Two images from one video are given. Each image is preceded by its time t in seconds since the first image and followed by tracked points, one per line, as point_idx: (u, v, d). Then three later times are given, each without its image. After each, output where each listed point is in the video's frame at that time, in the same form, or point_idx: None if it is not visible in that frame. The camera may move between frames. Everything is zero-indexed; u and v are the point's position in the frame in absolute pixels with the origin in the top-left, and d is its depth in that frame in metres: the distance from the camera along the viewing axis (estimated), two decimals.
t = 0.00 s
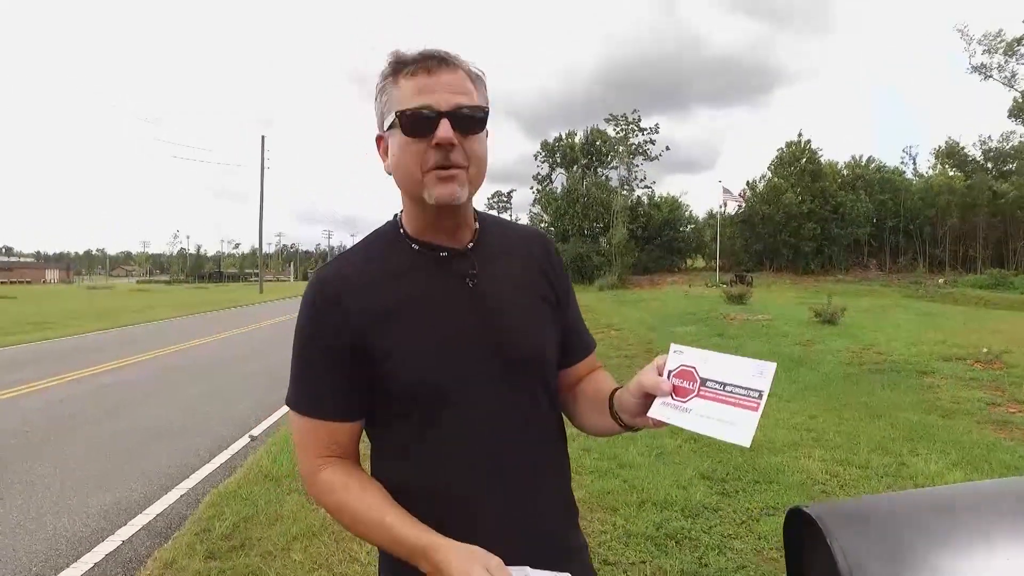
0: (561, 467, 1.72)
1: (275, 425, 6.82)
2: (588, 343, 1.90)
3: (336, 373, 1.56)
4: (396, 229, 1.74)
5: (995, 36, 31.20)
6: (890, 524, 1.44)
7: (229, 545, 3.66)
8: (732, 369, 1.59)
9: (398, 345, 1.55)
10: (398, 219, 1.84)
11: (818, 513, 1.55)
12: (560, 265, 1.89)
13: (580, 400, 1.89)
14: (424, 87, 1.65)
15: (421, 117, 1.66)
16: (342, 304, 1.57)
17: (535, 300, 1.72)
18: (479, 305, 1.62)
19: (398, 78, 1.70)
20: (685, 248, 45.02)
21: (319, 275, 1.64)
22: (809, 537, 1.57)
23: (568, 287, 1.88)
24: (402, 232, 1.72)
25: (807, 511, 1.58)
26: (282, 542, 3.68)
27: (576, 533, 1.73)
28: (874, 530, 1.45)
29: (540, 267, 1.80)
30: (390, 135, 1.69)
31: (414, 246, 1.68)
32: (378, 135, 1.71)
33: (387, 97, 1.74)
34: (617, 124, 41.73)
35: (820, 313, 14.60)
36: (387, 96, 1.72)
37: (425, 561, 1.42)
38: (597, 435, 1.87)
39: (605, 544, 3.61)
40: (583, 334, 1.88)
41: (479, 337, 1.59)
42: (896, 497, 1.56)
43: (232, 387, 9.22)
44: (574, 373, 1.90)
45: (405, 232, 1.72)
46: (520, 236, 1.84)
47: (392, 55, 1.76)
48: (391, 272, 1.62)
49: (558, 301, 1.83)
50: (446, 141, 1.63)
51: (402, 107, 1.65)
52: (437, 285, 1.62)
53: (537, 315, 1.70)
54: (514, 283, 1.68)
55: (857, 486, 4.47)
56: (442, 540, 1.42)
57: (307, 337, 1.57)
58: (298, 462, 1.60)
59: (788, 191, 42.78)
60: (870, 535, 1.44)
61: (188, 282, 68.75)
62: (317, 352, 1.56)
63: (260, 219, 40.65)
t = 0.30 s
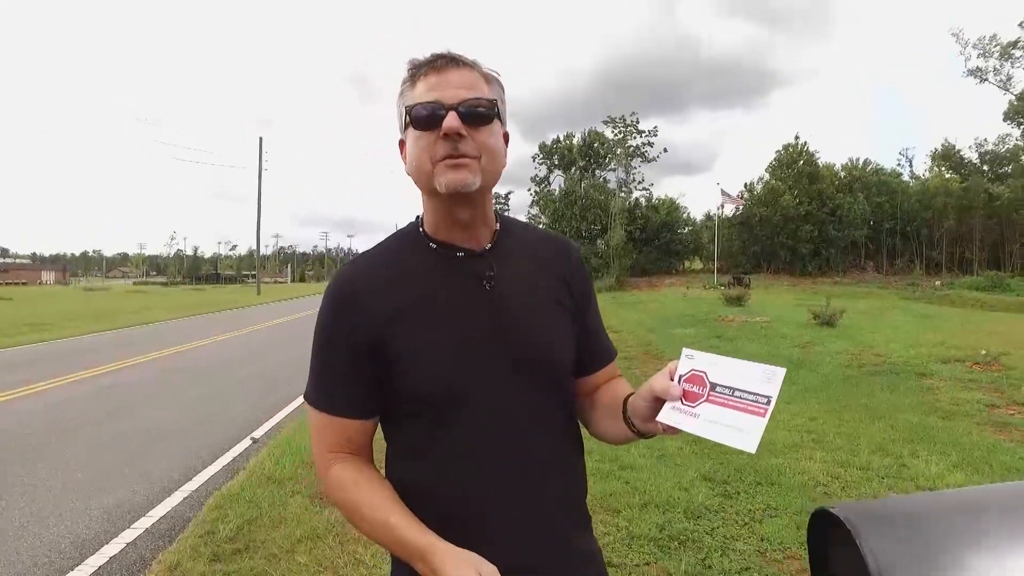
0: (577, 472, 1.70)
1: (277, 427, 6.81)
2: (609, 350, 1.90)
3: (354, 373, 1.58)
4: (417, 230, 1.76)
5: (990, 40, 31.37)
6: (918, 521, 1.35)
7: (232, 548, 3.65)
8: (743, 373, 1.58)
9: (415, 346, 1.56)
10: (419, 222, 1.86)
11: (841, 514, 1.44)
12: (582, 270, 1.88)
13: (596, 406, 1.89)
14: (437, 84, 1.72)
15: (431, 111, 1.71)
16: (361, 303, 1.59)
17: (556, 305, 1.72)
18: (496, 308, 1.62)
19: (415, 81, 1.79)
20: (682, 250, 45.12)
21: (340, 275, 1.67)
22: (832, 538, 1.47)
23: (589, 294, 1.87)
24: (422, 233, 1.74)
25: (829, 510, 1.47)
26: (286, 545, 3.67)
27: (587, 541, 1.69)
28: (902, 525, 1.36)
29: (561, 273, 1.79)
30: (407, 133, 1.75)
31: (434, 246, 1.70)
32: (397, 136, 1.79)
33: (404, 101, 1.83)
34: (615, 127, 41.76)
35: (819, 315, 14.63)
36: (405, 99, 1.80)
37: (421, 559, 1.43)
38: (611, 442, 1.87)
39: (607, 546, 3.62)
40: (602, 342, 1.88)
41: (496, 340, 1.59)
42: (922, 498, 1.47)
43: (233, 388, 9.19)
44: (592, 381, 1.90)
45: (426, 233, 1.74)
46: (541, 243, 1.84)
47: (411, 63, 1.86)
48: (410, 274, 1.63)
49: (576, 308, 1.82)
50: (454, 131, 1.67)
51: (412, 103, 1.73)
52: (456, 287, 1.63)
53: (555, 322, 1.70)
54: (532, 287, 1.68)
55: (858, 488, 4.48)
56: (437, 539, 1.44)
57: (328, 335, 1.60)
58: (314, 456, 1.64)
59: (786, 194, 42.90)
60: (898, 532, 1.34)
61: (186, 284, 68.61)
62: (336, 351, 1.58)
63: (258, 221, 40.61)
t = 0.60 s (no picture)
0: (592, 472, 1.69)
1: (274, 430, 6.77)
2: (627, 352, 1.91)
3: (367, 369, 1.60)
4: (434, 230, 1.77)
5: (980, 45, 31.65)
6: (942, 521, 1.45)
7: (232, 551, 3.63)
8: (755, 354, 1.59)
9: (427, 343, 1.57)
10: (438, 222, 1.87)
11: (868, 515, 1.53)
12: (601, 271, 1.86)
13: (611, 410, 1.89)
14: (456, 87, 1.74)
15: (452, 113, 1.74)
16: (374, 300, 1.60)
17: (572, 306, 1.70)
18: (507, 306, 1.61)
19: (435, 84, 1.81)
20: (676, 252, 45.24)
21: (356, 274, 1.69)
22: (855, 538, 1.56)
23: (606, 296, 1.85)
24: (439, 233, 1.74)
25: (853, 510, 1.57)
26: (286, 548, 3.65)
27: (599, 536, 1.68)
28: (927, 525, 1.44)
29: (579, 272, 1.77)
30: (426, 136, 1.78)
31: (448, 245, 1.69)
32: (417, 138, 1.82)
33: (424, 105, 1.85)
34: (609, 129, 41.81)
35: (813, 316, 14.68)
36: (425, 102, 1.83)
37: (422, 517, 1.45)
38: (625, 441, 1.87)
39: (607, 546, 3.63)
40: (618, 341, 1.87)
41: (509, 338, 1.58)
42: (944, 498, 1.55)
43: (228, 391, 9.13)
44: (610, 383, 1.90)
45: (443, 233, 1.75)
46: (559, 244, 1.82)
47: (431, 67, 1.89)
48: (423, 272, 1.63)
49: (593, 310, 1.80)
50: (474, 135, 1.69)
51: (433, 108, 1.75)
52: (469, 286, 1.63)
53: (572, 321, 1.68)
54: (546, 288, 1.66)
55: (856, 489, 4.50)
56: (437, 494, 1.46)
57: (343, 331, 1.62)
58: (329, 448, 1.68)
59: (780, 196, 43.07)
60: (922, 531, 1.43)
61: (178, 286, 68.09)
62: (350, 347, 1.61)
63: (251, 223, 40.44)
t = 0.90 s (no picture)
0: (602, 472, 1.69)
1: (267, 432, 6.72)
2: (637, 352, 1.90)
3: (376, 370, 1.59)
4: (444, 230, 1.76)
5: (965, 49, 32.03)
6: (959, 520, 1.46)
7: (228, 554, 3.60)
8: (768, 371, 1.67)
9: (437, 345, 1.56)
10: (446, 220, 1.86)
11: (884, 513, 1.54)
12: (610, 272, 1.85)
13: (617, 411, 1.90)
14: (464, 89, 1.74)
15: (460, 115, 1.74)
16: (383, 302, 1.59)
17: (582, 307, 1.70)
18: (516, 308, 1.60)
19: (443, 83, 1.80)
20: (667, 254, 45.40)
21: (365, 275, 1.68)
22: (872, 538, 1.57)
23: (615, 296, 1.84)
24: (449, 234, 1.74)
25: (871, 509, 1.57)
26: (282, 551, 3.63)
27: (605, 534, 1.67)
28: (949, 523, 1.45)
29: (588, 273, 1.77)
30: (434, 137, 1.78)
31: (457, 246, 1.68)
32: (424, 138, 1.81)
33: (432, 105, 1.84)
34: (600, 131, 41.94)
35: (803, 318, 14.78)
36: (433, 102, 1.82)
37: (432, 546, 1.44)
38: (627, 441, 1.88)
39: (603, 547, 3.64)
40: (627, 341, 1.87)
41: (519, 340, 1.58)
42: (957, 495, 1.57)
43: (218, 393, 9.05)
44: (617, 385, 1.90)
45: (452, 233, 1.74)
46: (569, 243, 1.81)
47: (437, 65, 1.87)
48: (432, 273, 1.63)
49: (602, 309, 1.79)
50: (481, 138, 1.69)
51: (441, 110, 1.75)
52: (479, 287, 1.62)
53: (582, 322, 1.68)
54: (555, 288, 1.65)
55: (848, 489, 4.53)
56: (448, 524, 1.45)
57: (352, 332, 1.61)
58: (337, 450, 1.67)
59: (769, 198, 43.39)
60: (941, 534, 1.44)
61: (166, 287, 67.40)
62: (359, 349, 1.60)
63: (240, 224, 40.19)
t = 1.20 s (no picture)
0: (602, 472, 1.70)
1: (255, 435, 6.65)
2: (634, 352, 1.92)
3: (376, 372, 1.58)
4: (443, 233, 1.76)
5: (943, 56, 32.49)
6: (964, 520, 1.47)
7: (216, 560, 3.56)
8: (763, 386, 1.67)
9: (438, 346, 1.56)
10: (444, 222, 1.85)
11: (891, 512, 1.56)
12: (609, 274, 1.86)
13: (614, 411, 1.91)
14: (459, 97, 1.73)
15: (455, 124, 1.74)
16: (384, 303, 1.59)
17: (582, 308, 1.70)
18: (515, 309, 1.60)
19: (439, 90, 1.80)
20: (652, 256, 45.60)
21: (365, 276, 1.67)
22: (878, 537, 1.60)
23: (612, 296, 1.85)
24: (449, 236, 1.73)
25: (877, 507, 1.60)
26: (272, 556, 3.60)
27: (604, 533, 1.67)
28: (951, 519, 1.48)
29: (587, 273, 1.78)
30: (431, 143, 1.77)
31: (457, 249, 1.68)
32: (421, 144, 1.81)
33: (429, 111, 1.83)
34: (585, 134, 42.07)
35: (788, 319, 14.91)
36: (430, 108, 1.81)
37: (437, 553, 1.45)
38: (622, 442, 1.90)
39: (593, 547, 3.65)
40: (625, 342, 1.87)
41: (519, 341, 1.58)
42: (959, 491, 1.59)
43: (203, 395, 8.93)
44: (615, 385, 1.91)
45: (451, 235, 1.74)
46: (566, 244, 1.81)
47: (435, 69, 1.86)
48: (431, 275, 1.62)
49: (600, 310, 1.80)
50: (475, 148, 1.69)
51: (436, 118, 1.76)
52: (479, 289, 1.61)
53: (582, 322, 1.69)
54: (554, 289, 1.66)
55: (834, 489, 4.58)
56: (454, 533, 1.47)
57: (351, 335, 1.60)
58: (335, 453, 1.66)
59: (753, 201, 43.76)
60: (947, 533, 1.45)
61: (147, 289, 66.36)
62: (359, 352, 1.59)
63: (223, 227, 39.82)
